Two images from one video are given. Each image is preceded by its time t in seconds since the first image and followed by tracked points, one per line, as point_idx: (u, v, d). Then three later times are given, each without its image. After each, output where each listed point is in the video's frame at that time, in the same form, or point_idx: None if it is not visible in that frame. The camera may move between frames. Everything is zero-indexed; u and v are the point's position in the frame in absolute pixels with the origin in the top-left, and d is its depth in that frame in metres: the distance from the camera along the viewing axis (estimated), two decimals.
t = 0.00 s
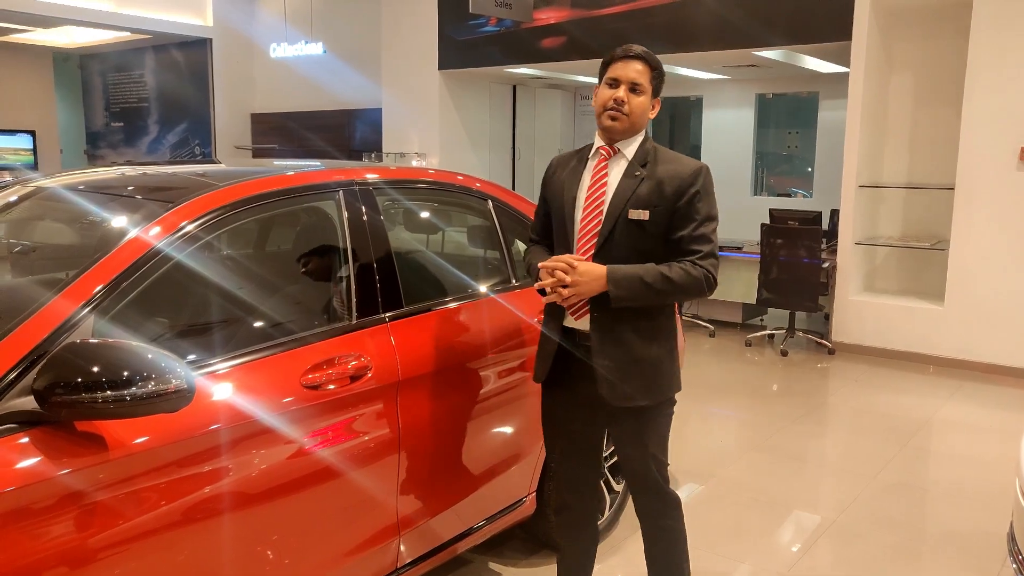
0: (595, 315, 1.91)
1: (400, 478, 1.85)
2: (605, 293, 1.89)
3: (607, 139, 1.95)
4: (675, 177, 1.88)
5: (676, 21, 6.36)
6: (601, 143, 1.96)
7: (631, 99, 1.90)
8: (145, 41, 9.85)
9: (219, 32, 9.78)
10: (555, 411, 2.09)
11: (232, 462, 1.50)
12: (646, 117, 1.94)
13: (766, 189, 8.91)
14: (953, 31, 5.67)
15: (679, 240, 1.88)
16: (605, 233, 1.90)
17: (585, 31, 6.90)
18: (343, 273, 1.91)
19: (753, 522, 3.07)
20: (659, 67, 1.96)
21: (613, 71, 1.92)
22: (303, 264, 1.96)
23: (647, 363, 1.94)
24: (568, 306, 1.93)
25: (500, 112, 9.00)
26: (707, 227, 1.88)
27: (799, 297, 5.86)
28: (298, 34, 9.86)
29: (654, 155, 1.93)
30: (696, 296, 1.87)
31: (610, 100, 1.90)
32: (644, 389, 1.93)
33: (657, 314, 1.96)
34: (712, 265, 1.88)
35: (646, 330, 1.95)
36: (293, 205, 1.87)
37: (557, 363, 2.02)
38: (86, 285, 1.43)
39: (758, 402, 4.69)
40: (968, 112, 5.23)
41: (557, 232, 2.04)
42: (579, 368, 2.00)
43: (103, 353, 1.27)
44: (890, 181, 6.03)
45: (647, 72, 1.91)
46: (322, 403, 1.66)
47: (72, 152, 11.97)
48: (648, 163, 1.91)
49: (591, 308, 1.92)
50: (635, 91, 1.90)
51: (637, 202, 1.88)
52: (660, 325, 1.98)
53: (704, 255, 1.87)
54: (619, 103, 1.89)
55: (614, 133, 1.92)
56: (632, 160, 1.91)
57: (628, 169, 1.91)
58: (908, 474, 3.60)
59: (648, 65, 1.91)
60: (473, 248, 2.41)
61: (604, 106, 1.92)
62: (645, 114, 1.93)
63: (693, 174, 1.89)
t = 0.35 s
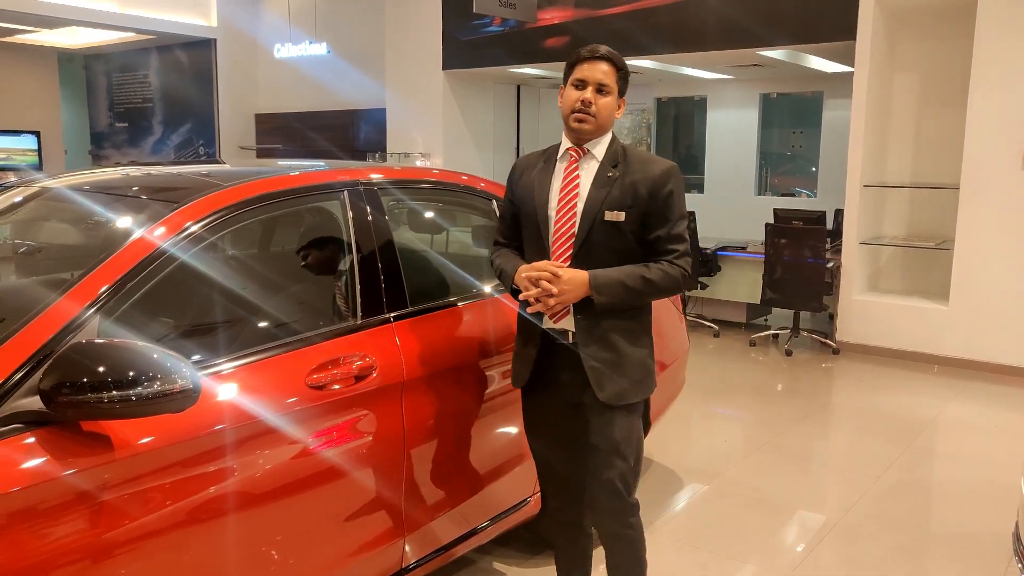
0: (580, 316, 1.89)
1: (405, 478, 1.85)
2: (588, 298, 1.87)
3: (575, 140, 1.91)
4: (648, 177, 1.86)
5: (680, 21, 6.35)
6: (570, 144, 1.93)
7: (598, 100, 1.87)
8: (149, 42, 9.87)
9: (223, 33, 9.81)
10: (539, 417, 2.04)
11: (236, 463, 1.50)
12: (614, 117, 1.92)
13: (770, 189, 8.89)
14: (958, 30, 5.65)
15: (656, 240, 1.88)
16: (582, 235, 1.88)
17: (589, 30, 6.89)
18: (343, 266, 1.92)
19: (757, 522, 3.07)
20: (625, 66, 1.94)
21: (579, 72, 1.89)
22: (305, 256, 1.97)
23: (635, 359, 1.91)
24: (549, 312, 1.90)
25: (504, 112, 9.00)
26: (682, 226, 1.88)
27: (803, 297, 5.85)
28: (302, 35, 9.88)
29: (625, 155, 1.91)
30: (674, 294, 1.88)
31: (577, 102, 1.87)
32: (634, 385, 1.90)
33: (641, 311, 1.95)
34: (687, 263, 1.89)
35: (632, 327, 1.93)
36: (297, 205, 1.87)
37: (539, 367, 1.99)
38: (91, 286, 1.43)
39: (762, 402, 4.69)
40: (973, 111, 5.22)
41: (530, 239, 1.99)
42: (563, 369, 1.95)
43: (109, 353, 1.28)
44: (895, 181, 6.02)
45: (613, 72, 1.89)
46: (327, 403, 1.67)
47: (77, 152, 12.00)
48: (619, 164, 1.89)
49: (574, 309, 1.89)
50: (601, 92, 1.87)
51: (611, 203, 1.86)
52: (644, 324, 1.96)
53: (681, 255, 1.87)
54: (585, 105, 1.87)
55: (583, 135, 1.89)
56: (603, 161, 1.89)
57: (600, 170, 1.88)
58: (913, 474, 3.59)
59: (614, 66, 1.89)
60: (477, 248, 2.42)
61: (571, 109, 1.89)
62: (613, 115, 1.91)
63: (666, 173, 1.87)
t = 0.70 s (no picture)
0: (562, 320, 1.88)
1: (409, 480, 1.85)
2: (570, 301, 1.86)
3: (556, 142, 1.91)
4: (629, 176, 1.85)
5: (681, 21, 6.36)
6: (551, 147, 1.92)
7: (575, 98, 1.87)
8: (152, 45, 9.89)
9: (225, 35, 9.83)
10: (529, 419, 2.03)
11: (240, 465, 1.50)
12: (593, 114, 1.91)
13: (772, 189, 8.89)
14: (960, 29, 5.64)
15: (640, 240, 1.87)
16: (563, 237, 1.87)
17: (590, 31, 6.90)
18: (338, 267, 1.94)
19: (760, 522, 3.06)
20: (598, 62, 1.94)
21: (552, 73, 1.88)
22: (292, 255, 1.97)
23: (619, 363, 1.92)
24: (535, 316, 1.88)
25: (506, 112, 9.00)
26: (666, 224, 1.86)
27: (807, 296, 5.84)
28: (304, 37, 9.89)
29: (605, 154, 1.90)
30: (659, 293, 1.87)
31: (554, 104, 1.87)
32: (618, 389, 1.91)
33: (627, 312, 1.95)
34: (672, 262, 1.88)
35: (618, 328, 1.93)
36: (300, 207, 1.87)
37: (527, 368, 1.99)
38: (94, 290, 1.44)
39: (766, 401, 4.68)
40: (975, 110, 5.21)
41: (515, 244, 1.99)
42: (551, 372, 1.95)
43: (113, 356, 1.28)
44: (897, 180, 6.01)
45: (587, 68, 1.89)
46: (330, 405, 1.67)
47: (80, 155, 12.03)
48: (599, 164, 1.88)
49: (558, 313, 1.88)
50: (576, 90, 1.87)
51: (592, 204, 1.85)
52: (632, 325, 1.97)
53: (665, 254, 1.86)
54: (562, 104, 1.86)
55: (563, 136, 1.89)
56: (583, 161, 1.88)
57: (581, 170, 1.87)
58: (917, 474, 3.58)
59: (587, 61, 1.88)
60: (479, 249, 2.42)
61: (548, 112, 1.88)
62: (591, 111, 1.90)
63: (646, 171, 1.86)
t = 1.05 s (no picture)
0: (548, 328, 1.82)
1: (410, 480, 1.85)
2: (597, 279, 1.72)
3: (545, 147, 1.85)
4: (618, 179, 1.79)
5: (683, 22, 6.35)
6: (541, 151, 1.87)
7: (561, 105, 1.79)
8: (154, 45, 9.89)
9: (228, 35, 9.84)
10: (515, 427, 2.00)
11: (242, 465, 1.50)
12: (583, 119, 1.83)
13: (774, 189, 8.88)
14: (962, 29, 5.64)
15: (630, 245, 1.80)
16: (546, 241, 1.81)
17: (592, 31, 6.90)
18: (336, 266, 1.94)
19: (761, 522, 3.06)
20: (592, 64, 1.85)
21: (541, 77, 1.82)
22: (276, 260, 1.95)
23: (604, 378, 1.85)
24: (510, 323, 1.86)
25: (508, 113, 9.00)
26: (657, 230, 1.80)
27: (808, 296, 5.84)
28: (306, 38, 9.90)
29: (596, 157, 1.84)
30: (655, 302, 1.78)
31: (540, 110, 1.80)
32: (602, 404, 1.85)
33: (617, 321, 1.87)
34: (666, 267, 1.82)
35: (605, 340, 1.85)
36: (302, 207, 1.87)
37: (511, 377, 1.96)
38: (96, 290, 1.44)
39: (769, 402, 4.68)
40: (977, 110, 5.20)
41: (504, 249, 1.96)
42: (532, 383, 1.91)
43: (116, 357, 1.28)
44: (899, 181, 6.01)
45: (575, 72, 1.81)
46: (332, 406, 1.67)
47: (82, 156, 12.04)
48: (589, 167, 1.82)
49: (541, 321, 1.82)
50: (564, 96, 1.80)
51: (578, 207, 1.79)
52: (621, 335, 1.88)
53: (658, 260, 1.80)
54: (548, 112, 1.79)
55: (550, 142, 1.82)
56: (572, 165, 1.82)
57: (569, 173, 1.81)
58: (919, 474, 3.58)
59: (575, 65, 1.80)
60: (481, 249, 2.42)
61: (535, 117, 1.82)
62: (582, 116, 1.82)
63: (638, 174, 1.79)
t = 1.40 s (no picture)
0: (534, 339, 1.72)
1: (414, 482, 1.86)
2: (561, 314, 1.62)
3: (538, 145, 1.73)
4: (612, 181, 1.66)
5: (685, 22, 6.35)
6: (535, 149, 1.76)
7: (551, 102, 1.67)
8: (158, 47, 9.92)
9: (231, 37, 9.87)
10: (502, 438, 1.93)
11: (246, 467, 1.50)
12: (577, 117, 1.70)
13: (778, 190, 8.88)
14: (966, 29, 5.63)
15: (624, 252, 1.67)
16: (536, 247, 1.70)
17: (595, 32, 6.91)
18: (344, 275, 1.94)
19: (766, 523, 3.06)
20: (590, 58, 1.70)
21: (532, 72, 1.69)
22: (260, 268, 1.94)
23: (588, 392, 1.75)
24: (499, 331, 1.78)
25: (511, 114, 9.01)
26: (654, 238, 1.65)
27: (812, 297, 5.83)
28: (309, 40, 9.93)
29: (592, 157, 1.71)
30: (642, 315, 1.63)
31: (530, 106, 1.69)
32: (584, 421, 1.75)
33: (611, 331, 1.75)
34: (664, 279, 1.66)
35: (591, 354, 1.75)
36: (306, 209, 1.88)
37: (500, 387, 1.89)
38: (101, 292, 1.44)
39: (773, 403, 4.68)
40: (981, 110, 5.19)
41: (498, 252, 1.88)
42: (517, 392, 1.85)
43: (121, 358, 1.28)
44: (903, 181, 6.00)
45: (568, 67, 1.67)
46: (336, 408, 1.67)
47: (86, 158, 12.08)
48: (583, 167, 1.69)
49: (528, 332, 1.73)
50: (554, 93, 1.67)
51: (569, 211, 1.67)
52: (610, 348, 1.77)
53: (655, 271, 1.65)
54: (536, 110, 1.67)
55: (542, 141, 1.71)
56: (566, 166, 1.70)
57: (561, 175, 1.70)
58: (923, 475, 3.57)
59: (568, 59, 1.66)
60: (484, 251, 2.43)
61: (525, 113, 1.71)
62: (575, 115, 1.69)
63: (633, 176, 1.66)
